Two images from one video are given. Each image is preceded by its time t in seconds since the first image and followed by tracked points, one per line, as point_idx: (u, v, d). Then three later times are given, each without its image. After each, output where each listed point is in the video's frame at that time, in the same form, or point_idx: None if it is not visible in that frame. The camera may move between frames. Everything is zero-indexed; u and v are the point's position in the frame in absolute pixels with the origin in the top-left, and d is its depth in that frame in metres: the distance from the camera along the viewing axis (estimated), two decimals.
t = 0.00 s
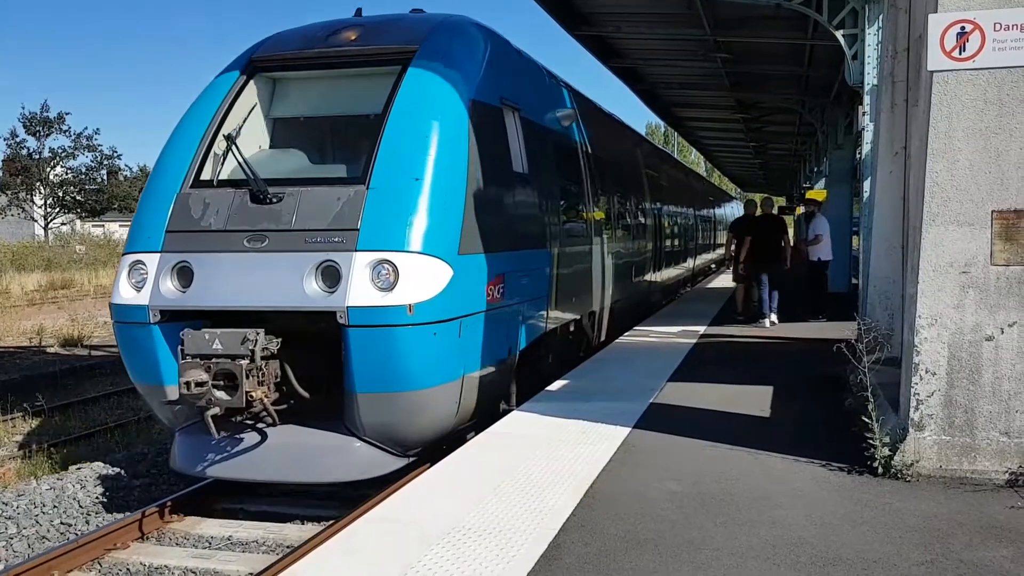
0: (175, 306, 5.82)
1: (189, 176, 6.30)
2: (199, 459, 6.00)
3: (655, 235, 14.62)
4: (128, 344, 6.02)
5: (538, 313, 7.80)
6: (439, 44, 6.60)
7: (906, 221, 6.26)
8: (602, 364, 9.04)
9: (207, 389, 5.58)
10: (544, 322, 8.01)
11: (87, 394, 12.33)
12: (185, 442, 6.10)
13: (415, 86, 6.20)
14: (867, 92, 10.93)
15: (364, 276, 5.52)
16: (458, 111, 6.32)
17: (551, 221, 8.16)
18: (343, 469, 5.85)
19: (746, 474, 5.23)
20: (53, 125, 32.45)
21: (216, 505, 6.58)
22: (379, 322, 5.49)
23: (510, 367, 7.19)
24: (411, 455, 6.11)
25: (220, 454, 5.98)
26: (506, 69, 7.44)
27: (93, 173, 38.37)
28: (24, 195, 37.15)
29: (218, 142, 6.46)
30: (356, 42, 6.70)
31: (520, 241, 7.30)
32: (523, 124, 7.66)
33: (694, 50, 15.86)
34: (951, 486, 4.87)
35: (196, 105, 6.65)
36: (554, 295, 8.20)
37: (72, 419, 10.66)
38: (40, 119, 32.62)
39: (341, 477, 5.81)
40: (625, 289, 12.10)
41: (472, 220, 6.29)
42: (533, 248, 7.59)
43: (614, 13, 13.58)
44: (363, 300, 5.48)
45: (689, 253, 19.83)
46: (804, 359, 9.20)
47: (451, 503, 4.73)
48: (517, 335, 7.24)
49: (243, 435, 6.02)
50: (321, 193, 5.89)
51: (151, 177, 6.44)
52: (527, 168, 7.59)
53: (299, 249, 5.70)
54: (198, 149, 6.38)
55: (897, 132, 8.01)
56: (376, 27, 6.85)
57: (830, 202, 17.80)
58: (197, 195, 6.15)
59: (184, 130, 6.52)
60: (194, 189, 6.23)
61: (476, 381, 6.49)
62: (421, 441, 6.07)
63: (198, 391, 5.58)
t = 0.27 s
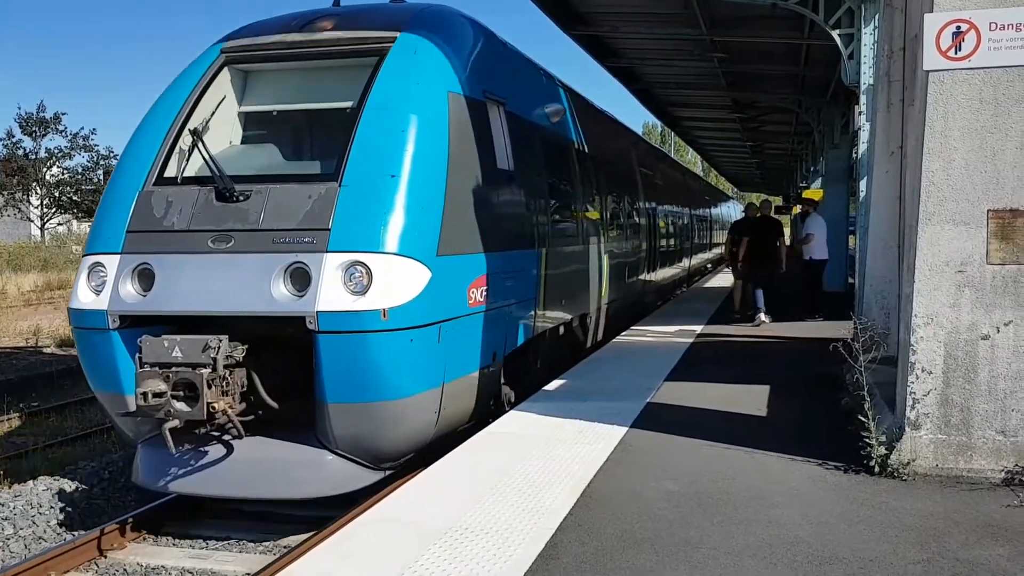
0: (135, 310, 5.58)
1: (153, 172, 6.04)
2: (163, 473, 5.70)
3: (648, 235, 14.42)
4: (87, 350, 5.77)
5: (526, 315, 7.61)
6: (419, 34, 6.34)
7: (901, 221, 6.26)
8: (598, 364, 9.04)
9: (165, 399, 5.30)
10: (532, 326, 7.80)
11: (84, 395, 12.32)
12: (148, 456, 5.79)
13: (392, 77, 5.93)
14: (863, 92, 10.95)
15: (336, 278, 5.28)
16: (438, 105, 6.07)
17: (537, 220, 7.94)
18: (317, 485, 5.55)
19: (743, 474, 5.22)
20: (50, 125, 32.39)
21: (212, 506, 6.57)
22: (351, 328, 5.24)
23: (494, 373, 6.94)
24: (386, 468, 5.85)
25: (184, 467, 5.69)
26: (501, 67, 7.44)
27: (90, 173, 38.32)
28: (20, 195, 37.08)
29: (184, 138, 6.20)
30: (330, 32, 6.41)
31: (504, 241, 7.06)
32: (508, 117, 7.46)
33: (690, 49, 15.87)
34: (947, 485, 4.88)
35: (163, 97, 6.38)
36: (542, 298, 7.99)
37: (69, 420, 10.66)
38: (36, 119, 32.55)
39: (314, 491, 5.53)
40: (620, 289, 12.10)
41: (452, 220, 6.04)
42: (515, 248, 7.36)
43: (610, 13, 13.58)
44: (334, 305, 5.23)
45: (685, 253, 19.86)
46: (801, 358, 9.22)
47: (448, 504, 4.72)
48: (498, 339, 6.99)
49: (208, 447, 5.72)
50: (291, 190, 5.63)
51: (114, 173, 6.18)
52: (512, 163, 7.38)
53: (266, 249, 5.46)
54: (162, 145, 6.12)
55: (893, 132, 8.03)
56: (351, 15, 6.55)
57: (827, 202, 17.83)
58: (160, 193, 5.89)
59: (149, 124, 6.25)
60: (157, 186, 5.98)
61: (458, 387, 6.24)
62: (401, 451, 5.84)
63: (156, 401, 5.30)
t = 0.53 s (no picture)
0: (87, 316, 5.35)
1: (109, 170, 5.84)
2: (117, 490, 5.50)
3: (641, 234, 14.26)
4: (38, 357, 5.54)
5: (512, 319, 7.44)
6: (396, 23, 6.11)
7: (897, 220, 6.27)
8: (593, 363, 9.06)
9: (114, 414, 5.04)
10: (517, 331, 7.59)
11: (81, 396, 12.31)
12: (103, 470, 5.59)
13: (364, 69, 5.69)
14: (860, 91, 10.97)
15: (302, 282, 5.06)
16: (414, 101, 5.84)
17: (522, 219, 7.70)
18: (280, 502, 5.36)
19: (739, 474, 5.23)
20: (46, 125, 32.33)
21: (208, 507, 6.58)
22: (315, 337, 5.02)
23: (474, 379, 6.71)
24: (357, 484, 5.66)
25: (140, 484, 5.48)
26: (494, 65, 7.47)
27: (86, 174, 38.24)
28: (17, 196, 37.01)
29: (142, 134, 5.99)
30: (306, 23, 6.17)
31: (485, 243, 6.82)
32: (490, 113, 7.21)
33: (687, 49, 15.87)
34: (943, 484, 4.90)
35: (121, 93, 6.17)
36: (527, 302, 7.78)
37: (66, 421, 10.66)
38: (32, 120, 32.48)
39: (283, 509, 5.34)
40: (615, 290, 12.13)
41: (427, 221, 5.81)
42: (505, 247, 7.28)
43: (607, 13, 13.59)
44: (298, 311, 5.01)
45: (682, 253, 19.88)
46: (798, 358, 9.23)
47: (443, 504, 4.72)
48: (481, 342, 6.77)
49: (165, 464, 5.51)
50: (255, 188, 5.41)
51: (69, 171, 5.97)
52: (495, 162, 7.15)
53: (227, 250, 5.24)
54: (120, 142, 5.92)
55: (890, 132, 8.04)
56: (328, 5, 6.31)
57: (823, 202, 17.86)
58: (116, 191, 5.68)
59: (106, 120, 6.04)
60: (113, 184, 5.77)
61: (434, 395, 6.02)
62: (373, 463, 5.63)
63: (104, 416, 5.05)
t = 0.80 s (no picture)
0: (30, 324, 4.97)
1: (57, 167, 5.47)
2: (61, 514, 5.08)
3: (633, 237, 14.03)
4: None
5: (495, 327, 7.06)
6: (369, 12, 5.74)
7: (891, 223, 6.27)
8: (590, 365, 9.07)
9: (51, 433, 4.62)
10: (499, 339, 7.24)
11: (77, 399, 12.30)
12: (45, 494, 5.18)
13: (331, 59, 5.31)
14: (855, 94, 10.99)
15: (258, 289, 4.70)
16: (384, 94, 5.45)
17: (504, 221, 7.32)
18: (230, 530, 4.93)
19: (735, 476, 5.23)
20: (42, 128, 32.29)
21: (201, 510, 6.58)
22: (274, 347, 4.67)
23: (452, 391, 6.37)
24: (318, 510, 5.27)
25: (85, 507, 5.06)
26: (488, 62, 7.45)
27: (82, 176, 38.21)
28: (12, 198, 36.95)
29: (93, 130, 5.63)
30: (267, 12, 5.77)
31: (465, 246, 6.46)
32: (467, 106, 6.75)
33: (683, 52, 15.90)
34: (938, 486, 4.90)
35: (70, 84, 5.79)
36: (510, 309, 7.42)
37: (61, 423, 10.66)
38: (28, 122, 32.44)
39: (235, 539, 4.93)
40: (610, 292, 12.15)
41: (399, 223, 5.47)
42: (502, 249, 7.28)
43: (602, 15, 13.61)
44: (254, 320, 4.66)
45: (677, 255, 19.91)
46: (794, 360, 9.24)
47: (439, 506, 4.72)
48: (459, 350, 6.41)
49: (113, 485, 5.11)
50: (209, 185, 5.06)
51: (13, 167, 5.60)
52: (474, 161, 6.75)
53: (176, 253, 4.90)
54: (69, 137, 5.55)
55: (885, 135, 8.06)
56: None
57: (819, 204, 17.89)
58: (62, 190, 5.32)
59: (54, 114, 5.66)
60: (61, 183, 5.41)
61: (409, 408, 5.68)
62: (342, 485, 5.27)
63: (40, 436, 4.62)
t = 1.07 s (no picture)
0: None
1: None
2: None
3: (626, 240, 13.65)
4: None
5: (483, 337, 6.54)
6: None
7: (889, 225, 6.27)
8: (587, 366, 9.08)
9: None
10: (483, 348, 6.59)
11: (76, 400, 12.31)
12: None
13: (293, 40, 4.67)
14: (853, 96, 11.01)
15: (204, 297, 4.03)
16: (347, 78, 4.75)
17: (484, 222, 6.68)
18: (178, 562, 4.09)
19: (732, 478, 5.22)
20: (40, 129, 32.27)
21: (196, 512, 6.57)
22: (220, 364, 4.00)
23: (431, 409, 5.71)
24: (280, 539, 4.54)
25: (19, 534, 4.17)
26: (481, 60, 7.35)
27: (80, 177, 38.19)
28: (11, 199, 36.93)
29: (36, 121, 4.98)
30: None
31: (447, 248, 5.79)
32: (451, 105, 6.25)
33: (680, 54, 15.90)
34: (935, 488, 4.91)
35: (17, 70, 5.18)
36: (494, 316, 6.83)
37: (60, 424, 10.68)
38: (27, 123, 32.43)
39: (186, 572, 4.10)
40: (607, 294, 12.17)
41: (368, 222, 4.79)
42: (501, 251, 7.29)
43: (599, 17, 13.62)
44: (198, 332, 3.98)
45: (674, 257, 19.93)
46: (791, 361, 9.25)
47: (437, 508, 4.71)
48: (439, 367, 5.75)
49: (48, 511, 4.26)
50: (153, 183, 4.40)
51: None
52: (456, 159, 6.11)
53: (116, 257, 4.22)
54: (9, 128, 4.91)
55: (882, 137, 8.06)
56: None
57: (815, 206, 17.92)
58: None
59: None
60: None
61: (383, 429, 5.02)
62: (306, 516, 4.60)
63: None
